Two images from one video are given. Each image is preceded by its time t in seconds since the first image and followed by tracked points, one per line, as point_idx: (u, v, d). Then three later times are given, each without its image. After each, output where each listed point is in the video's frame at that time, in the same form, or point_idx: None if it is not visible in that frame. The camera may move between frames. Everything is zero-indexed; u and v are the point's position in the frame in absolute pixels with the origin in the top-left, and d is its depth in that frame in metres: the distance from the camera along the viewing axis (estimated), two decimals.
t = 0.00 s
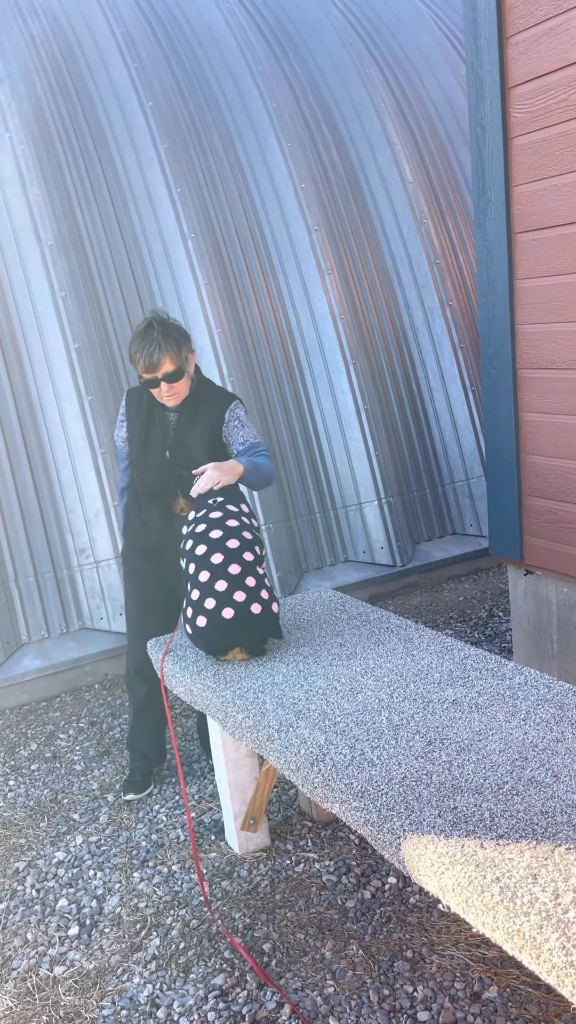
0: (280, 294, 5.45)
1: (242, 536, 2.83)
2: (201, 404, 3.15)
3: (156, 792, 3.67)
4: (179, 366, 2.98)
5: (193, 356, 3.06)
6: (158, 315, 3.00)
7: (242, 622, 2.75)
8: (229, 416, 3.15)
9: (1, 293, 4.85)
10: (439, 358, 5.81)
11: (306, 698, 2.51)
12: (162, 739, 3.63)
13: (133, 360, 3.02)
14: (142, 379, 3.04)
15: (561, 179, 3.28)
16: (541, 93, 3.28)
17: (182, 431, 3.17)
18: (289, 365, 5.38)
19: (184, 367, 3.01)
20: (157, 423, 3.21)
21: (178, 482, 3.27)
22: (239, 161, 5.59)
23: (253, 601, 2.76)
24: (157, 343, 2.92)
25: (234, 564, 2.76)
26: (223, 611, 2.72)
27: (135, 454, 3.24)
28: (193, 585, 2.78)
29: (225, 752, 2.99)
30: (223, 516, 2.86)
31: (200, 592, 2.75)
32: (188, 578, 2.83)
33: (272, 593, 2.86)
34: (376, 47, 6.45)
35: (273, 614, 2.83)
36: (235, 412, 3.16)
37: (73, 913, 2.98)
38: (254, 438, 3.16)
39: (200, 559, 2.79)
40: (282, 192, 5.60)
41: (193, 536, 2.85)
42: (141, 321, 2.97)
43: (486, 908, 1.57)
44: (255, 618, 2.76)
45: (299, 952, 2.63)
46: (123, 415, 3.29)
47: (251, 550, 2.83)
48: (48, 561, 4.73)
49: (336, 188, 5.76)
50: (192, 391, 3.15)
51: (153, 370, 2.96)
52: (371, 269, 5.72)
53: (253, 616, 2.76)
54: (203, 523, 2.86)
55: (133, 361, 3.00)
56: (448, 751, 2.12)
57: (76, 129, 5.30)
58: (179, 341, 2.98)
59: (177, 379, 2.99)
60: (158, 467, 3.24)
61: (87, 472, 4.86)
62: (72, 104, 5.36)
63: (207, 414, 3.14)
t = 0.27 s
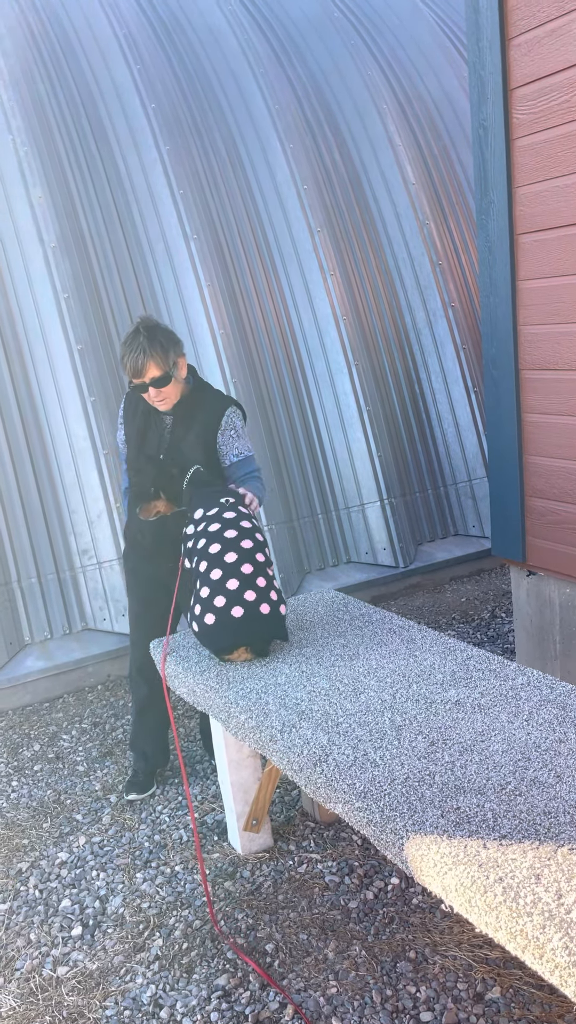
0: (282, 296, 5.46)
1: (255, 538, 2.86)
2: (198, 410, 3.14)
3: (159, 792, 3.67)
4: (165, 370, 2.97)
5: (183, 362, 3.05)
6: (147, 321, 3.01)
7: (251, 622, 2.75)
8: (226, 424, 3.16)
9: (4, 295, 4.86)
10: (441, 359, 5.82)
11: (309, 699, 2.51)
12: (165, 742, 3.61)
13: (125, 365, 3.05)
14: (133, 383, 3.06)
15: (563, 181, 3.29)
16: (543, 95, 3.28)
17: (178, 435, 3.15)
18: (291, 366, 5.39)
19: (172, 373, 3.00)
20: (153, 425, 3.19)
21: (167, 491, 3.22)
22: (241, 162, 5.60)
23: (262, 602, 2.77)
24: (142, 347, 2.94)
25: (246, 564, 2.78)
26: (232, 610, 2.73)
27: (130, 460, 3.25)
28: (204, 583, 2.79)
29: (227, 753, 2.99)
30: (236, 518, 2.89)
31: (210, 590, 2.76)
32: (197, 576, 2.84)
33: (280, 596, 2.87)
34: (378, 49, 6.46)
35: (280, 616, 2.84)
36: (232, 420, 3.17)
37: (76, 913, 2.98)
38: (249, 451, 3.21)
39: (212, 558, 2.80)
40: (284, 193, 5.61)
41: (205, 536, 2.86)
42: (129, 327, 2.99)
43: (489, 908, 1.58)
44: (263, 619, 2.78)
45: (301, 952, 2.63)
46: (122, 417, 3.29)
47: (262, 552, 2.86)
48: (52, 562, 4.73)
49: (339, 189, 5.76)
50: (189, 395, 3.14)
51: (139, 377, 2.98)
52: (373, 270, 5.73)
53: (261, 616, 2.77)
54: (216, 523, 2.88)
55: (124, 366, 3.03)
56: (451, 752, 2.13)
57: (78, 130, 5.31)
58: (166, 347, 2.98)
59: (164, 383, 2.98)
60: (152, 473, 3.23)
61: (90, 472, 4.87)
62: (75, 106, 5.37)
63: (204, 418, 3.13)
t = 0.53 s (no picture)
0: (285, 298, 5.47)
1: (262, 539, 2.85)
2: (186, 411, 3.11)
3: (162, 793, 3.68)
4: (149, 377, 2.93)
5: (167, 368, 3.01)
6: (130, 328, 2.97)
7: (259, 622, 2.75)
8: (217, 424, 3.14)
9: (8, 297, 4.87)
10: (444, 361, 5.82)
11: (312, 701, 2.52)
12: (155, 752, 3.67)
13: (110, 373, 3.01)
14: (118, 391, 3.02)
15: (566, 183, 3.29)
16: (546, 97, 3.29)
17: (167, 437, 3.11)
18: (294, 368, 5.40)
19: (155, 380, 2.96)
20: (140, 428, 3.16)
21: (155, 491, 3.15)
22: (244, 165, 5.61)
23: (270, 602, 2.76)
24: (124, 356, 2.89)
25: (255, 564, 2.77)
26: (241, 609, 2.71)
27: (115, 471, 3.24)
28: (211, 582, 2.77)
29: (231, 754, 2.99)
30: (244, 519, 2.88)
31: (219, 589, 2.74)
32: (204, 574, 2.82)
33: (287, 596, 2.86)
34: (380, 51, 6.47)
35: (286, 617, 2.83)
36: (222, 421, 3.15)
37: (79, 915, 2.99)
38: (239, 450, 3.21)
39: (220, 557, 2.78)
40: (287, 196, 5.62)
41: (212, 535, 2.85)
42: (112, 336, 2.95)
43: (492, 909, 1.58)
44: (270, 620, 2.77)
45: (305, 954, 2.63)
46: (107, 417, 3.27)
47: (269, 553, 2.85)
48: (55, 563, 4.74)
49: (341, 191, 5.77)
50: (177, 399, 3.10)
51: (122, 384, 2.93)
52: (375, 272, 5.73)
53: (269, 616, 2.76)
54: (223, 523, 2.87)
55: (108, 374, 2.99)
56: (454, 754, 2.13)
57: (81, 133, 5.32)
58: (149, 355, 2.93)
59: (147, 390, 2.94)
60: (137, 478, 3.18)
61: (93, 474, 4.88)
62: (78, 109, 5.38)
63: (194, 421, 3.10)
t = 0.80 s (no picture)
0: (288, 300, 5.47)
1: (266, 539, 2.85)
2: (163, 412, 2.99)
3: (165, 795, 3.67)
4: (124, 386, 2.89)
5: (144, 376, 2.96)
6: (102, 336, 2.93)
7: (262, 622, 2.75)
8: (190, 430, 2.98)
9: (11, 298, 4.88)
10: (447, 362, 5.82)
11: (316, 702, 2.52)
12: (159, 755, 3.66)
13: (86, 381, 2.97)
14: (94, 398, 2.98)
15: (569, 184, 3.29)
16: (549, 98, 3.28)
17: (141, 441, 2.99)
18: (297, 370, 5.40)
19: (131, 387, 2.91)
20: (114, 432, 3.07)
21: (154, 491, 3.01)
22: (247, 167, 5.61)
23: (274, 602, 2.76)
24: (99, 365, 2.86)
25: (259, 564, 2.77)
26: (245, 609, 2.71)
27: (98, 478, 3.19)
28: (215, 582, 2.76)
29: (234, 755, 2.99)
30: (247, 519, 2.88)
31: (223, 588, 2.74)
32: (207, 575, 2.82)
33: (290, 597, 2.86)
34: (383, 52, 6.46)
35: (290, 617, 2.83)
36: (196, 427, 2.99)
37: (83, 916, 2.99)
38: (215, 457, 3.03)
39: (224, 556, 2.77)
40: (290, 197, 5.62)
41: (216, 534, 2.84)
42: (86, 345, 2.92)
43: (497, 910, 1.58)
44: (274, 620, 2.77)
45: (309, 955, 2.63)
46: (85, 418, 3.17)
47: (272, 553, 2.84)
48: (59, 565, 4.75)
49: (344, 193, 5.78)
50: (152, 402, 3.00)
51: (98, 392, 2.89)
52: (379, 274, 5.73)
53: (273, 617, 2.76)
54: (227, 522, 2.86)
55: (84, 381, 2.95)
56: (458, 754, 2.13)
57: (85, 135, 5.33)
58: (124, 361, 2.89)
59: (123, 399, 2.91)
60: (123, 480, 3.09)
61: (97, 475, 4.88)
62: (81, 111, 5.39)
63: (169, 424, 2.97)
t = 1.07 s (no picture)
0: (290, 302, 5.47)
1: (268, 539, 2.83)
2: (152, 414, 3.07)
3: (168, 796, 3.67)
4: (96, 408, 2.92)
5: (120, 393, 2.96)
6: (78, 354, 2.93)
7: (265, 623, 2.75)
8: (179, 429, 3.05)
9: (14, 300, 4.88)
10: (450, 364, 5.82)
11: (319, 703, 2.51)
12: (162, 757, 3.68)
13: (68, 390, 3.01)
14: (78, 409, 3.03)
15: (572, 185, 3.29)
16: (552, 100, 3.28)
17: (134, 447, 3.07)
18: (300, 371, 5.40)
19: (104, 409, 2.93)
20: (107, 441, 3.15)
21: (156, 495, 2.97)
22: (249, 169, 5.62)
23: (277, 604, 2.76)
24: (70, 387, 2.89)
25: (263, 565, 2.76)
26: (248, 611, 2.71)
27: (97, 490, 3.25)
28: (218, 583, 2.74)
29: (237, 756, 2.99)
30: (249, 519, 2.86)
31: (226, 590, 2.72)
32: (210, 576, 2.79)
33: (293, 597, 2.86)
34: (385, 54, 6.47)
35: (293, 618, 2.84)
36: (185, 424, 3.07)
37: (86, 918, 2.99)
38: (203, 459, 3.08)
39: (227, 557, 2.75)
40: (292, 199, 5.62)
41: (218, 534, 2.81)
42: (64, 362, 2.94)
43: (501, 912, 1.57)
44: (277, 621, 2.78)
45: (312, 957, 2.63)
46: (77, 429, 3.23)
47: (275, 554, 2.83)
48: (61, 566, 4.75)
49: (346, 195, 5.78)
50: (140, 406, 3.08)
51: (73, 413, 2.93)
52: (381, 276, 5.74)
53: (276, 617, 2.76)
54: (229, 522, 2.83)
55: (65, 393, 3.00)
56: (461, 756, 2.12)
57: (87, 137, 5.34)
58: (96, 384, 2.89)
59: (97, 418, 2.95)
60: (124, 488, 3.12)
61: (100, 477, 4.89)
62: (84, 114, 5.40)
63: (158, 424, 3.05)
